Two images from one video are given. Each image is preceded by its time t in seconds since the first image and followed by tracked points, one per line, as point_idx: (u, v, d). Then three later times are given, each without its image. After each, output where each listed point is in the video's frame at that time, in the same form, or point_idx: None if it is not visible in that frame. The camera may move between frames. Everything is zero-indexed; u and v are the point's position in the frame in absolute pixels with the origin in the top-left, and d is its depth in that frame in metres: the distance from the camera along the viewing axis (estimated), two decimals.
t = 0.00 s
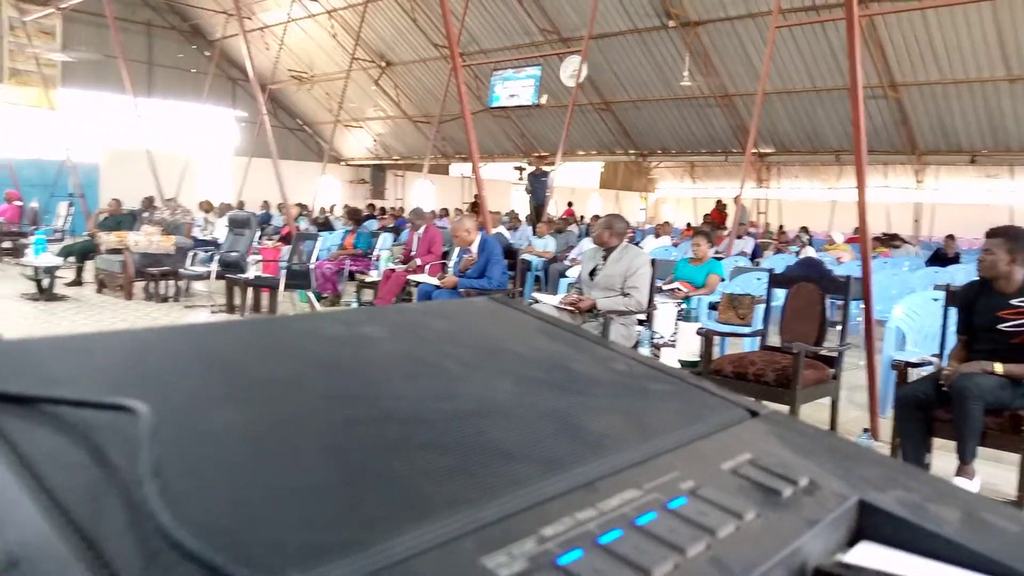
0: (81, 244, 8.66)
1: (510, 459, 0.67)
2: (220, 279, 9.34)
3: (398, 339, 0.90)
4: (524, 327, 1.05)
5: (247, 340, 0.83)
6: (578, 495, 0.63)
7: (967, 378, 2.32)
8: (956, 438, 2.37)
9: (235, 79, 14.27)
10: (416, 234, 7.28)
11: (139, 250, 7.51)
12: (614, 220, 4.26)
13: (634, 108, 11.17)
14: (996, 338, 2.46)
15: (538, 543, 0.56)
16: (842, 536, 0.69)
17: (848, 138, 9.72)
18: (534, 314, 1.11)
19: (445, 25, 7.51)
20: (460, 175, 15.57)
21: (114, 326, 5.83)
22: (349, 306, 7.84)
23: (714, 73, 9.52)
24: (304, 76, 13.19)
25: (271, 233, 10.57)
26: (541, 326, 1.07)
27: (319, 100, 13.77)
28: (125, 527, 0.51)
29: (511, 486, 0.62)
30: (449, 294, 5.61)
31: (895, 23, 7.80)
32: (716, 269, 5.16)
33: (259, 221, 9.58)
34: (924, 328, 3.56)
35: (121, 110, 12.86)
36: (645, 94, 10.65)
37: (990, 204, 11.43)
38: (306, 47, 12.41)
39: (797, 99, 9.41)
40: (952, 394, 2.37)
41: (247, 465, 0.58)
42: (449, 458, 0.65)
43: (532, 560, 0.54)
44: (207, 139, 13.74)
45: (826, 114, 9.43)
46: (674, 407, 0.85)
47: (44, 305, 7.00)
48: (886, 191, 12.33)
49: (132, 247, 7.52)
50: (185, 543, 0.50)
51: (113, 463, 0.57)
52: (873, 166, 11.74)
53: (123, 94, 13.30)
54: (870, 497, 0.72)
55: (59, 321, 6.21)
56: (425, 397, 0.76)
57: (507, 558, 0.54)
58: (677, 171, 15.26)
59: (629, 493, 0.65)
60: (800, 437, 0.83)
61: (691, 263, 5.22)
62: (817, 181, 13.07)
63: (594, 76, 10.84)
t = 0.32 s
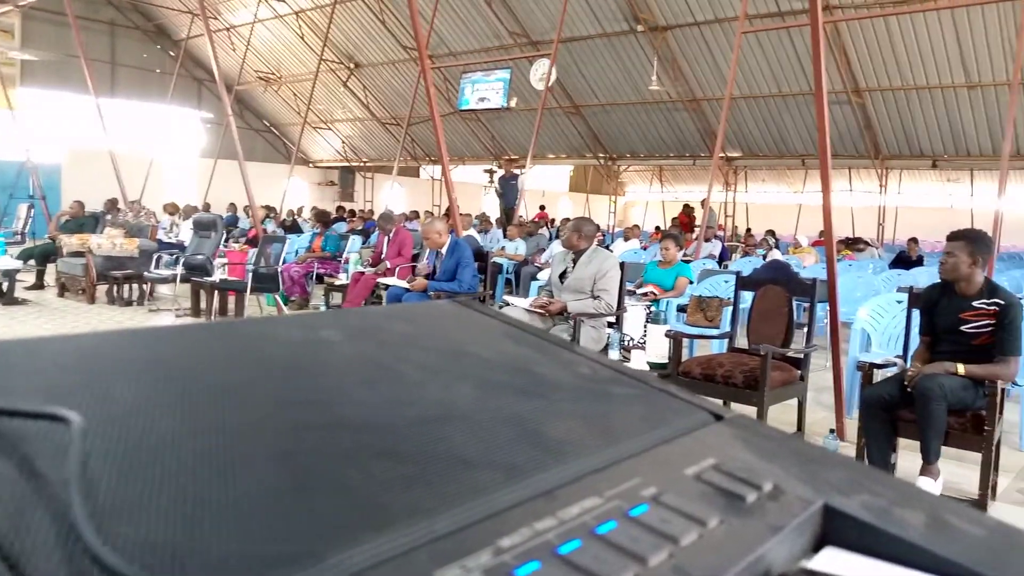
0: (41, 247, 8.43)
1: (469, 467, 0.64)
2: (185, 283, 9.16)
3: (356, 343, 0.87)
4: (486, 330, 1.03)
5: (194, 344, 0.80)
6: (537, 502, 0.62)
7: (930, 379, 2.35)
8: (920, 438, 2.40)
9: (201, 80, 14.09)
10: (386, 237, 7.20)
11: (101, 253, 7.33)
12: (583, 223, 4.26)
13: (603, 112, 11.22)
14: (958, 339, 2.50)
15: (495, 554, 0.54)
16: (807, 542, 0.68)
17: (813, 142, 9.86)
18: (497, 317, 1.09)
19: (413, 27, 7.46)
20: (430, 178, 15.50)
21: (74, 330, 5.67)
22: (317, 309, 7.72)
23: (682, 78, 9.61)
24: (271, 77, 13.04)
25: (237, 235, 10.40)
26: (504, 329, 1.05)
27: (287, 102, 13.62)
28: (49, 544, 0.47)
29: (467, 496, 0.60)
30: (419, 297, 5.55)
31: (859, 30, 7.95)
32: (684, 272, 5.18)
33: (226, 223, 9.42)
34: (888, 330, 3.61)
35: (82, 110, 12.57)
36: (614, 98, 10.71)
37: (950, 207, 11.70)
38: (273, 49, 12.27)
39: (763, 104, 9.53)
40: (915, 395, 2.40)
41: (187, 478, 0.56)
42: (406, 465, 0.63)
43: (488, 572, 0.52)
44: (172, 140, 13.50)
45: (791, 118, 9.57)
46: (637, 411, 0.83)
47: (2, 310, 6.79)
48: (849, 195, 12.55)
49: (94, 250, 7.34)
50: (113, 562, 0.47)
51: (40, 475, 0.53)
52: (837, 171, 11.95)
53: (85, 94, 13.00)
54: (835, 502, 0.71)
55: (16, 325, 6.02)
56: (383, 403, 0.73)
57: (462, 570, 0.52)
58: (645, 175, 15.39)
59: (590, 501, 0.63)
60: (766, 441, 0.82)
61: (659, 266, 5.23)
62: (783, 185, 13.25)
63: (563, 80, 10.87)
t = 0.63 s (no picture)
0: (28, 251, 8.35)
1: (447, 475, 0.63)
2: (173, 286, 9.09)
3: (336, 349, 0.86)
4: (469, 334, 1.02)
5: (169, 352, 0.79)
6: (516, 511, 0.61)
7: (918, 379, 2.36)
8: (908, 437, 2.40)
9: (189, 82, 14.02)
10: (375, 239, 7.17)
11: (88, 256, 7.27)
12: (573, 224, 4.25)
13: (592, 113, 11.24)
14: (946, 338, 2.51)
15: (472, 565, 0.53)
16: (790, 547, 0.67)
17: (802, 143, 9.90)
18: (480, 321, 1.08)
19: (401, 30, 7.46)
20: (419, 180, 15.47)
21: (61, 333, 5.61)
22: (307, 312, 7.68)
23: (670, 79, 9.63)
24: (260, 80, 12.99)
25: (226, 238, 10.34)
26: (487, 333, 1.04)
27: (275, 104, 13.57)
28: (12, 558, 0.47)
29: (444, 504, 0.59)
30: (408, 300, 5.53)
31: (846, 30, 7.99)
32: (673, 273, 5.18)
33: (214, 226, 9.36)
34: (876, 330, 3.62)
35: (68, 112, 12.47)
36: (602, 100, 10.72)
37: (937, 207, 11.77)
38: (261, 50, 12.22)
39: (751, 105, 9.56)
40: (903, 394, 2.41)
41: (157, 490, 0.55)
42: (383, 474, 0.62)
43: None
44: (159, 142, 13.41)
45: (779, 119, 9.61)
46: (620, 415, 0.83)
47: None
48: (838, 195, 12.62)
49: (81, 253, 7.28)
50: None
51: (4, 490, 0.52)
52: (826, 171, 12.01)
53: (71, 96, 12.90)
54: (818, 507, 0.70)
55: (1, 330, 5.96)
56: (360, 410, 0.72)
57: None
58: (635, 177, 15.42)
59: (570, 509, 0.62)
60: (749, 445, 0.82)
61: (649, 267, 5.23)
62: (772, 186, 13.32)
63: (552, 81, 10.87)
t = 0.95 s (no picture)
0: (15, 259, 8.28)
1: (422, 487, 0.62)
2: (161, 295, 9.03)
3: (315, 359, 0.85)
4: (452, 344, 1.01)
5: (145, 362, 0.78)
6: (493, 524, 0.60)
7: (906, 391, 2.36)
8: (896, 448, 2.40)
9: (179, 90, 14.01)
10: (365, 249, 7.15)
11: (76, 264, 7.21)
12: (562, 234, 4.25)
13: (582, 125, 11.28)
14: (933, 350, 2.51)
15: None
16: (772, 560, 0.67)
17: (790, 155, 9.96)
18: (464, 331, 1.06)
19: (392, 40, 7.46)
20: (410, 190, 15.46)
21: (47, 341, 5.55)
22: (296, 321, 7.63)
23: (660, 91, 9.68)
24: (251, 89, 12.99)
25: (215, 247, 10.28)
26: (470, 343, 1.03)
27: (266, 113, 13.55)
28: None
29: (419, 516, 0.58)
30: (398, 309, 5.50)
31: (835, 43, 8.07)
32: (663, 284, 5.18)
33: (203, 234, 9.31)
34: (864, 341, 3.63)
35: (57, 119, 12.40)
36: (593, 111, 10.76)
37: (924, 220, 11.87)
38: (252, 59, 12.23)
39: (740, 117, 9.62)
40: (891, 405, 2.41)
41: (125, 504, 0.54)
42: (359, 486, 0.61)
43: None
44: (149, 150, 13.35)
45: (768, 131, 9.68)
46: (602, 426, 0.82)
47: None
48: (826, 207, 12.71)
49: (69, 261, 7.22)
50: None
51: None
52: (814, 183, 12.09)
53: (61, 104, 12.85)
54: (800, 520, 0.70)
55: None
56: (338, 421, 0.71)
57: None
58: (625, 188, 15.48)
59: (547, 522, 0.61)
60: (731, 457, 0.81)
61: (639, 278, 5.22)
62: (761, 198, 13.39)
63: (543, 92, 10.91)
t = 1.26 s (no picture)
0: None
1: (394, 498, 0.59)
2: (143, 301, 8.92)
3: (283, 367, 0.81)
4: (428, 350, 0.98)
5: (109, 367, 0.75)
6: (465, 537, 0.57)
7: (892, 395, 2.35)
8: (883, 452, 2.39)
9: (163, 94, 13.90)
10: (351, 254, 7.09)
11: (56, 270, 7.11)
12: (549, 239, 4.22)
13: (569, 130, 11.28)
14: (919, 354, 2.51)
15: None
16: (753, 569, 0.64)
17: (776, 161, 10.01)
18: (442, 336, 1.03)
19: (377, 45, 7.43)
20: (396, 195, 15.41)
21: (24, 348, 5.46)
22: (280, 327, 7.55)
23: (646, 96, 9.70)
24: (235, 93, 12.89)
25: (199, 252, 10.18)
26: (448, 348, 1.00)
27: (250, 117, 13.46)
28: None
29: (387, 529, 0.55)
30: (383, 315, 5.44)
31: (819, 48, 8.11)
32: (650, 289, 5.17)
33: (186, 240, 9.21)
34: (850, 346, 3.63)
35: (38, 124, 12.25)
36: (580, 116, 10.76)
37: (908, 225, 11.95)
38: (236, 63, 12.15)
39: (726, 123, 9.66)
40: (877, 410, 2.40)
41: (80, 515, 0.51)
42: (327, 496, 0.58)
43: None
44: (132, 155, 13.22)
45: (754, 137, 9.72)
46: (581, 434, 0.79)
47: None
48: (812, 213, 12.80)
49: (49, 266, 7.11)
50: None
51: None
52: (800, 189, 12.15)
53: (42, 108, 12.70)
54: (784, 529, 0.67)
55: None
56: (307, 430, 0.67)
57: None
58: (611, 193, 15.51)
59: (521, 534, 0.58)
60: (715, 465, 0.79)
61: (625, 283, 5.18)
62: (747, 203, 13.46)
63: (529, 97, 10.91)
